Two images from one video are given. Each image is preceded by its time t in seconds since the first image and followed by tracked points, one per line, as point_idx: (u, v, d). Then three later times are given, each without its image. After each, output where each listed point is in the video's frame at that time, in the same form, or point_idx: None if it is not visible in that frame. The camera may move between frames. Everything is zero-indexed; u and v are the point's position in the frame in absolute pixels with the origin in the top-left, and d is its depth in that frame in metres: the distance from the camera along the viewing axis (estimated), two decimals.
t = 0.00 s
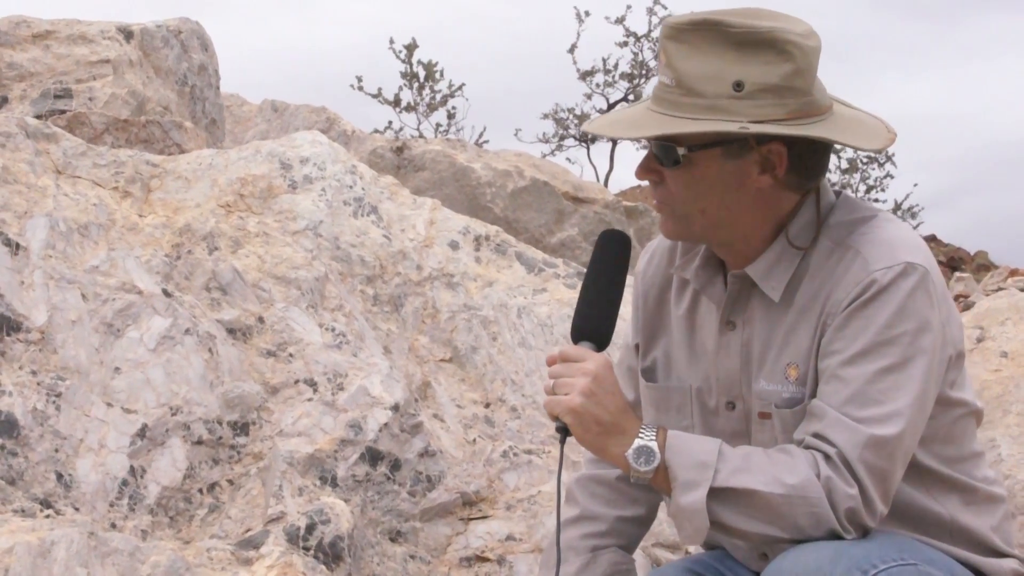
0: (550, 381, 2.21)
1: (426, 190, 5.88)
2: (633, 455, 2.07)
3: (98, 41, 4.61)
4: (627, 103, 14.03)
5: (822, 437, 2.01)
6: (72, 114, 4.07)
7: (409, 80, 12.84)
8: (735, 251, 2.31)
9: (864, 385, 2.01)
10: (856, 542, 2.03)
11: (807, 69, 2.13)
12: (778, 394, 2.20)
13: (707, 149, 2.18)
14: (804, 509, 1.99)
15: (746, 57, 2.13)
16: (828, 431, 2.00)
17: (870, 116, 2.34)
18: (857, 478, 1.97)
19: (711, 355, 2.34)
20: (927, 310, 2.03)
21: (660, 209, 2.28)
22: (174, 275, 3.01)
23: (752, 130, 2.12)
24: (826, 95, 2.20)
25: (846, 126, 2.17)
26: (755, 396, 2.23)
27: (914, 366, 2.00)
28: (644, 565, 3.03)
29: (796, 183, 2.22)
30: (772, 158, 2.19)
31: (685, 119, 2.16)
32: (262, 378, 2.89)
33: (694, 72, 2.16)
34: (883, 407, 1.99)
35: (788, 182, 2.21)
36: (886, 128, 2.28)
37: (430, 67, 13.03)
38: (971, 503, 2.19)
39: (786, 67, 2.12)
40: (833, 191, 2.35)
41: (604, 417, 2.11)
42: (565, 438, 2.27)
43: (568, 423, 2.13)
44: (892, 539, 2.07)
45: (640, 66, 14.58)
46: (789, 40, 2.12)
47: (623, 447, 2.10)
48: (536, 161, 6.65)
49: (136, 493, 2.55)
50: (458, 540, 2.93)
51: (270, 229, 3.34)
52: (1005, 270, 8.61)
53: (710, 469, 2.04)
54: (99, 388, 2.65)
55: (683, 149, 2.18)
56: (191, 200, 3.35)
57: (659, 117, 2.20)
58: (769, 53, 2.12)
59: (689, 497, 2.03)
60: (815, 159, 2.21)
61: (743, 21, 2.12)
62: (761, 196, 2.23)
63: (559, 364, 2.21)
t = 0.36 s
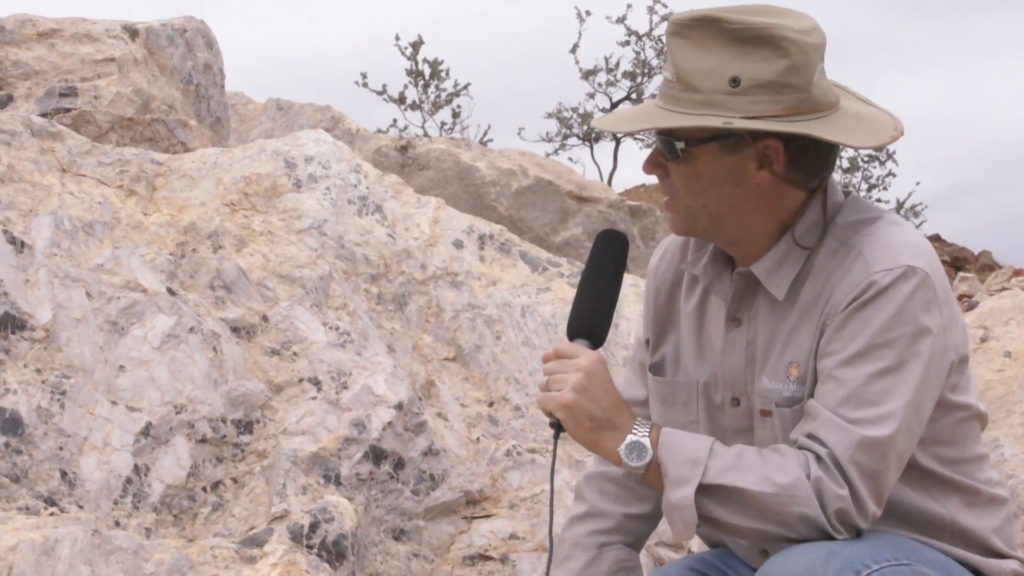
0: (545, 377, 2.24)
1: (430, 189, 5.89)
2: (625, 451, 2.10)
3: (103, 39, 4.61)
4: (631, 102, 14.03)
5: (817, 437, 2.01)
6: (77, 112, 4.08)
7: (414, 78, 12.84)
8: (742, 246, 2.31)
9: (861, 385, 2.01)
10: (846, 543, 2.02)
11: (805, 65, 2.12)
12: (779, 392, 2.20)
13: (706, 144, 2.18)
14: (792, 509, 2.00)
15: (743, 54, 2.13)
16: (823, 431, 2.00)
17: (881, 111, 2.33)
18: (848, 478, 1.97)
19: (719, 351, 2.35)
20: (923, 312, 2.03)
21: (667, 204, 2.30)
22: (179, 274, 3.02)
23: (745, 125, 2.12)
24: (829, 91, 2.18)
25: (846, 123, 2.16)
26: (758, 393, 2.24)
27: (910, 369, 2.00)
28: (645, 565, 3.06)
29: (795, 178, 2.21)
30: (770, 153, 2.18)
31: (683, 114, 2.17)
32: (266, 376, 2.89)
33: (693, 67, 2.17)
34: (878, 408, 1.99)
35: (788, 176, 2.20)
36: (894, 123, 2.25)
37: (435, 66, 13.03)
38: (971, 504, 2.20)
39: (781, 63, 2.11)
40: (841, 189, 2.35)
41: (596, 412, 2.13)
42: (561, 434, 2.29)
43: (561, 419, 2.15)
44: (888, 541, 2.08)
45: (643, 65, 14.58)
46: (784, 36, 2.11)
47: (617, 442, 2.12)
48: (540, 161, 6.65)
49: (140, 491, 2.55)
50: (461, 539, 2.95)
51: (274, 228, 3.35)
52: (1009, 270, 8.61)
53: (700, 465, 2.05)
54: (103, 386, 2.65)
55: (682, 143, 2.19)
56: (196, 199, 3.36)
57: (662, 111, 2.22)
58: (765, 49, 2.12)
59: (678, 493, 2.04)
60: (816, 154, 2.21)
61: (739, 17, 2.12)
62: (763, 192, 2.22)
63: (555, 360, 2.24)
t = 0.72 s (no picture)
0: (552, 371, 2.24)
1: (429, 187, 5.88)
2: (634, 443, 2.09)
3: (102, 37, 4.61)
4: (631, 100, 14.03)
5: (825, 433, 2.01)
6: (76, 110, 4.08)
7: (413, 76, 12.83)
8: (751, 245, 2.32)
9: (869, 382, 2.01)
10: (854, 538, 2.03)
11: (827, 66, 2.13)
12: (786, 389, 2.20)
13: (722, 138, 2.20)
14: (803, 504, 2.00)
15: (766, 51, 2.15)
16: (831, 427, 2.00)
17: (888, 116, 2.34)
18: (857, 475, 1.97)
19: (724, 349, 2.35)
20: (931, 310, 2.03)
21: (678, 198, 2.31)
22: (178, 272, 3.01)
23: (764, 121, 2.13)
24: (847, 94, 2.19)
25: (862, 125, 2.17)
26: (764, 390, 2.24)
27: (918, 366, 2.00)
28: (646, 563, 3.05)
29: (810, 178, 2.22)
30: (786, 151, 2.19)
31: (702, 106, 2.18)
32: (265, 375, 2.89)
33: (716, 61, 2.18)
34: (886, 405, 1.99)
35: (801, 176, 2.21)
36: (907, 132, 2.26)
37: (435, 64, 13.03)
38: (973, 505, 2.19)
39: (804, 62, 2.13)
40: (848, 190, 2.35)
41: (605, 406, 2.13)
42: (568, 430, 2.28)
43: (570, 412, 2.15)
44: (894, 538, 2.08)
45: (643, 63, 14.58)
46: (808, 35, 2.12)
47: (625, 436, 2.12)
48: (540, 159, 6.65)
49: (139, 489, 2.55)
50: (460, 537, 2.94)
51: (274, 226, 3.34)
52: (1009, 269, 8.61)
53: (709, 460, 2.04)
54: (102, 385, 2.65)
55: (699, 136, 2.22)
56: (195, 197, 3.35)
57: (681, 103, 2.24)
58: (788, 47, 2.14)
59: (687, 487, 2.04)
60: (830, 155, 2.21)
61: (764, 14, 2.13)
62: (776, 190, 2.23)
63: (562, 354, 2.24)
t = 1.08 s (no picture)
0: (559, 367, 2.24)
1: (430, 187, 5.89)
2: (641, 440, 2.10)
3: (104, 37, 4.62)
4: (632, 100, 14.03)
5: (831, 432, 2.03)
6: (79, 109, 4.08)
7: (414, 76, 12.84)
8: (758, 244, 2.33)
9: (875, 380, 2.02)
10: (860, 535, 2.04)
11: (835, 63, 2.15)
12: (791, 387, 2.21)
13: (731, 136, 2.22)
14: (810, 501, 2.02)
15: (776, 48, 2.16)
16: (837, 425, 2.02)
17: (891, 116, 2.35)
18: (863, 472, 1.99)
19: (728, 348, 2.36)
20: (938, 309, 2.05)
21: (685, 195, 2.32)
22: (180, 272, 3.02)
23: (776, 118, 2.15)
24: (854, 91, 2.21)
25: (870, 121, 2.19)
26: (769, 389, 2.24)
27: (925, 364, 2.02)
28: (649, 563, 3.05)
29: (818, 176, 2.24)
30: (797, 148, 2.21)
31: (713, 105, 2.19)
32: (266, 375, 2.90)
33: (724, 59, 2.19)
34: (893, 404, 2.01)
35: (810, 173, 2.24)
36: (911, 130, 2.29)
37: (436, 63, 13.03)
38: (977, 503, 2.20)
39: (813, 59, 2.14)
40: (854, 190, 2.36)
41: (612, 401, 2.13)
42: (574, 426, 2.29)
43: (577, 408, 2.15)
44: (900, 538, 2.08)
45: (644, 63, 14.58)
46: (817, 33, 2.14)
47: (632, 433, 2.12)
48: (541, 159, 6.66)
49: (141, 489, 2.56)
50: (461, 537, 2.95)
51: (275, 226, 3.35)
52: (1010, 268, 8.62)
53: (716, 458, 2.06)
54: (104, 384, 2.65)
55: (708, 134, 2.23)
56: (197, 197, 3.36)
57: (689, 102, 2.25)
58: (798, 44, 2.15)
59: (692, 484, 2.06)
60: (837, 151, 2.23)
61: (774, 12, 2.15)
62: (784, 187, 2.25)
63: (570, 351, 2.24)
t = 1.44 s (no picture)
0: (563, 359, 2.26)
1: (427, 186, 5.88)
2: (646, 438, 2.15)
3: (100, 35, 4.61)
4: (629, 99, 14.03)
5: (839, 429, 2.10)
6: (75, 108, 4.08)
7: (410, 75, 12.83)
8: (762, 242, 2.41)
9: (883, 380, 2.10)
10: (861, 534, 2.12)
11: (811, 58, 2.21)
12: (798, 384, 2.29)
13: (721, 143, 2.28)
14: (813, 498, 2.08)
15: (752, 51, 2.23)
16: (844, 423, 2.09)
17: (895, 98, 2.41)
18: (870, 471, 2.05)
19: (735, 345, 2.44)
20: (947, 311, 2.13)
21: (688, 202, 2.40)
22: (176, 270, 3.01)
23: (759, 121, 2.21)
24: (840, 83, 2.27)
25: (856, 112, 2.25)
26: (776, 385, 2.33)
27: (932, 365, 2.10)
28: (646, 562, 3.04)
29: (814, 171, 2.31)
30: (785, 148, 2.27)
31: (697, 114, 2.27)
32: (263, 373, 2.89)
33: (703, 69, 2.27)
34: (900, 403, 2.08)
35: (806, 169, 2.30)
36: (910, 108, 2.34)
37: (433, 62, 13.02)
38: (978, 505, 2.27)
39: (789, 57, 2.21)
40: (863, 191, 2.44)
41: (618, 398, 2.18)
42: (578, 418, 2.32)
43: (582, 405, 2.18)
44: (901, 536, 2.17)
45: (641, 62, 14.58)
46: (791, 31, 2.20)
47: (636, 429, 2.18)
48: (538, 158, 6.65)
49: (136, 487, 2.55)
50: (457, 536, 2.94)
51: (272, 224, 3.35)
52: (1007, 268, 8.62)
53: (722, 455, 2.12)
54: (100, 382, 2.65)
55: (698, 143, 2.30)
56: (194, 195, 3.35)
57: (676, 112, 2.32)
58: (772, 45, 2.22)
59: (699, 481, 2.12)
60: (832, 146, 2.30)
61: (746, 17, 2.22)
62: (783, 187, 2.32)
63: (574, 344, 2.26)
